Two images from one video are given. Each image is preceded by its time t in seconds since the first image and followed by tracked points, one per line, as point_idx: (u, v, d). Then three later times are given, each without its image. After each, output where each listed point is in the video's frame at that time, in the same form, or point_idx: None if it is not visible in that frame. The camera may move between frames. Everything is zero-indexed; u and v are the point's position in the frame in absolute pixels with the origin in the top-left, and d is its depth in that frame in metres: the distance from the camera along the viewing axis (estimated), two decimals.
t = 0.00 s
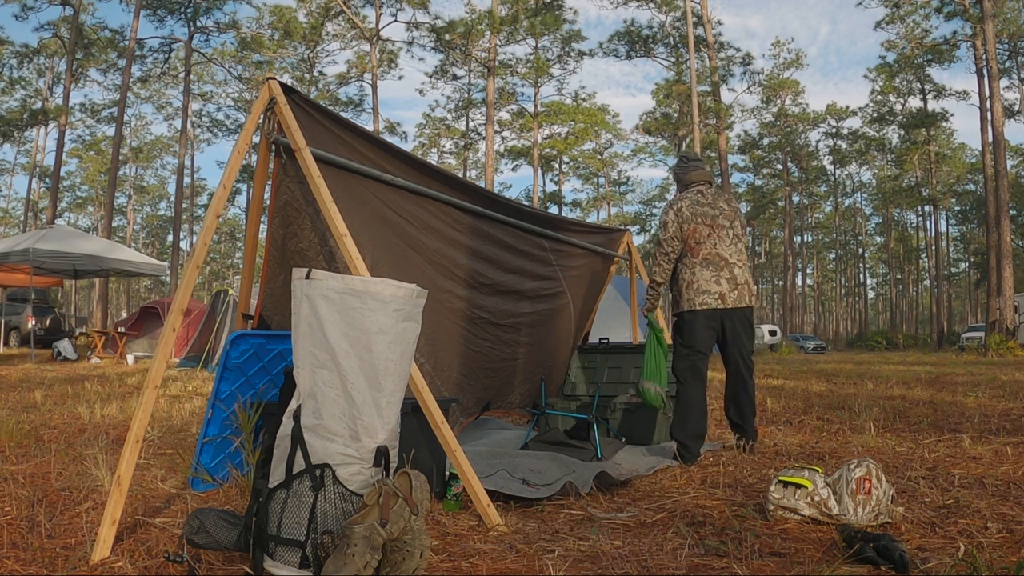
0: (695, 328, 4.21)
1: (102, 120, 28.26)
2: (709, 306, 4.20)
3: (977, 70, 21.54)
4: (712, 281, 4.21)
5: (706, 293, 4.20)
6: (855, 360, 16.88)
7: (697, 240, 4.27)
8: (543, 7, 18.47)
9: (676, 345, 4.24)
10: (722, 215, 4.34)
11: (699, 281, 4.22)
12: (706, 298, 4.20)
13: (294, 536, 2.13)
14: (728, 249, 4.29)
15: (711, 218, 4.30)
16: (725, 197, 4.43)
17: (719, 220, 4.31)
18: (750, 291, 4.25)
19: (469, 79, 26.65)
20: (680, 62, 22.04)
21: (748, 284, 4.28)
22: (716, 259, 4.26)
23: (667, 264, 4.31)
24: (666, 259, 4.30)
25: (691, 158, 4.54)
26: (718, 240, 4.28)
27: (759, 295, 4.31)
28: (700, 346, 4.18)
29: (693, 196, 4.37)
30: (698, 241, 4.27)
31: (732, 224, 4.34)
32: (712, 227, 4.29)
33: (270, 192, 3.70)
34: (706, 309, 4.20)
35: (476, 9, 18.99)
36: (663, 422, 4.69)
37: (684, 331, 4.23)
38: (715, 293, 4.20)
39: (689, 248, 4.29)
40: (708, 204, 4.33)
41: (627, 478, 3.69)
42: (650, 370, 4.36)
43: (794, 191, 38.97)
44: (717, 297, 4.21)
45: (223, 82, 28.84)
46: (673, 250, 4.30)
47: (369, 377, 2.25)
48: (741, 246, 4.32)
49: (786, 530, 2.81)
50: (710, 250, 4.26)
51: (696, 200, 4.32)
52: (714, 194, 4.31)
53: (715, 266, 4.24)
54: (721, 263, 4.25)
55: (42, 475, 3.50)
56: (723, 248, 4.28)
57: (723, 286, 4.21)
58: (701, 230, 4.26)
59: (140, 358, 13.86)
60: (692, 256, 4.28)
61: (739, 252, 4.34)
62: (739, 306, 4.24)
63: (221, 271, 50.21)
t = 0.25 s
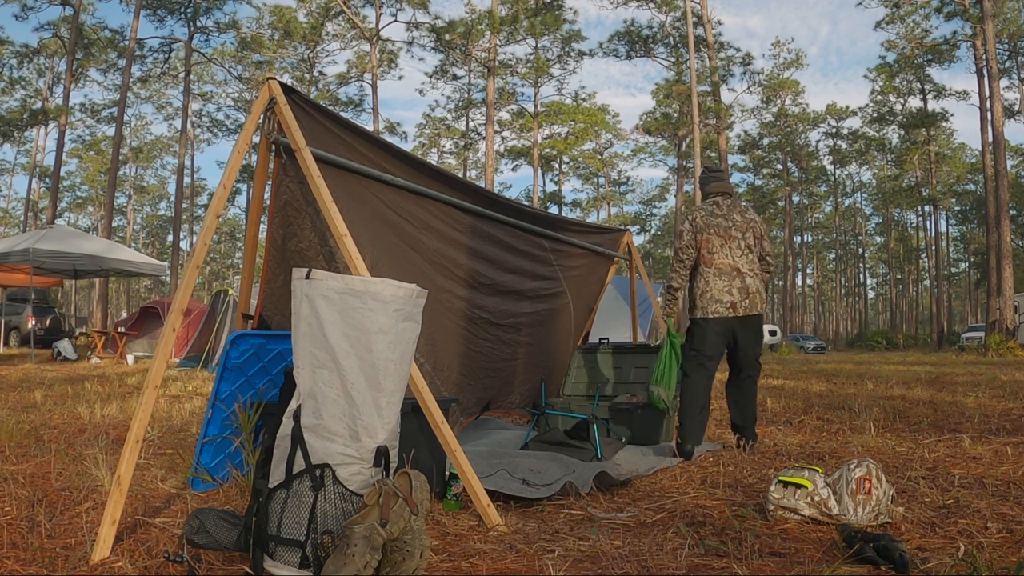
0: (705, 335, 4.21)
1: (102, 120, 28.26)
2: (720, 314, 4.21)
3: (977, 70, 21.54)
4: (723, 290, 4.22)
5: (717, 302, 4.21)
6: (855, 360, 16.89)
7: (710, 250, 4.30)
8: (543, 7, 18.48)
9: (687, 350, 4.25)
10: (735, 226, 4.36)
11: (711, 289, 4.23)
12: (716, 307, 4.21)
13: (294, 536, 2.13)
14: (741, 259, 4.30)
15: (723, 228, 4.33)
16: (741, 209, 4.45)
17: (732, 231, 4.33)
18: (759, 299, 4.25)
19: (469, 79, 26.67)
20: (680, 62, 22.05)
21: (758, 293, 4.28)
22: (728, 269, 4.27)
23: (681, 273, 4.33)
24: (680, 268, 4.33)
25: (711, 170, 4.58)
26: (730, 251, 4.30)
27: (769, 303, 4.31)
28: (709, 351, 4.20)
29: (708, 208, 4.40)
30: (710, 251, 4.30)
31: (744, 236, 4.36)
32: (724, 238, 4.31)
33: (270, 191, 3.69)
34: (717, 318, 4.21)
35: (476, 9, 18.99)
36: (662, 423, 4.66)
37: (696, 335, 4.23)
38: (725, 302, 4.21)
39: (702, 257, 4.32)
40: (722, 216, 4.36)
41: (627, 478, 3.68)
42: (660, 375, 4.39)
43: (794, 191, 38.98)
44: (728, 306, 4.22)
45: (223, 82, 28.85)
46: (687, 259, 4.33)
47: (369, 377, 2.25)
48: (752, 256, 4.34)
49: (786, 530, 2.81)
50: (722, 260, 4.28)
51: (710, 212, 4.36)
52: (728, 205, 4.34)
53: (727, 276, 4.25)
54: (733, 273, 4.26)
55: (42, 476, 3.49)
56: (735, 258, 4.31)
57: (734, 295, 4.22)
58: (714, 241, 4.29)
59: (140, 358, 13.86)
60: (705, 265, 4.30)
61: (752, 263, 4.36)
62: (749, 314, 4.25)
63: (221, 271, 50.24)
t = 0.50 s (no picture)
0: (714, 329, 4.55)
1: (102, 121, 28.26)
2: (722, 309, 4.45)
3: (977, 70, 21.54)
4: (726, 286, 4.45)
5: (719, 297, 4.46)
6: (854, 360, 16.89)
7: (717, 249, 4.54)
8: (543, 7, 18.49)
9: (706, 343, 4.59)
10: (742, 226, 4.54)
11: (715, 285, 4.48)
12: (719, 302, 4.46)
13: (294, 537, 2.13)
14: (747, 257, 4.49)
15: (729, 228, 4.54)
16: (753, 210, 4.61)
17: (740, 230, 4.53)
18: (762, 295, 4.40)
19: (469, 79, 26.68)
20: (680, 62, 22.05)
21: (762, 290, 4.42)
22: (734, 267, 4.48)
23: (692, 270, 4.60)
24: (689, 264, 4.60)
25: (730, 173, 4.78)
26: (737, 249, 4.50)
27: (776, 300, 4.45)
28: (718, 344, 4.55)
29: (718, 210, 4.62)
30: (716, 249, 4.54)
31: (751, 236, 4.53)
32: (731, 237, 4.53)
33: (270, 192, 3.70)
34: (720, 311, 4.47)
35: (476, 9, 18.99)
36: (661, 423, 4.66)
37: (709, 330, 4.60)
38: (727, 297, 4.45)
39: (710, 255, 4.57)
40: (730, 216, 4.56)
41: (627, 478, 3.69)
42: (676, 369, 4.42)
43: (794, 191, 38.99)
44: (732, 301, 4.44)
45: (223, 82, 28.85)
46: (697, 256, 4.60)
47: (370, 376, 2.25)
48: (760, 255, 4.49)
49: (786, 530, 2.81)
50: (726, 258, 4.50)
51: (719, 213, 4.58)
52: (737, 206, 4.54)
53: (732, 273, 4.45)
54: (739, 270, 4.46)
55: (42, 476, 3.50)
56: (742, 256, 4.50)
57: (736, 291, 4.44)
58: (720, 240, 4.54)
59: (140, 358, 13.86)
60: (711, 263, 4.54)
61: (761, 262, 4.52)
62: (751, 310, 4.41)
63: (221, 271, 50.26)
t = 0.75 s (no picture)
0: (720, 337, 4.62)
1: (102, 121, 28.25)
2: (723, 320, 4.53)
3: (977, 70, 21.54)
4: (727, 300, 4.52)
5: (720, 309, 4.54)
6: (854, 360, 16.90)
7: (719, 263, 4.61)
8: (543, 7, 18.49)
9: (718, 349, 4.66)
10: (743, 241, 4.59)
11: (717, 297, 4.56)
12: (720, 314, 4.54)
13: (294, 536, 2.13)
14: (747, 271, 4.53)
15: (731, 244, 4.59)
16: (755, 225, 4.64)
17: (741, 245, 4.58)
18: (762, 308, 4.43)
19: (468, 79, 26.65)
20: (680, 62, 22.04)
21: (761, 302, 4.46)
22: (734, 280, 4.54)
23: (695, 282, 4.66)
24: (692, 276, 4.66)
25: (735, 186, 4.81)
26: (738, 263, 4.55)
27: (777, 310, 4.47)
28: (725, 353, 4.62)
29: (720, 225, 4.67)
30: (718, 263, 4.61)
31: (752, 250, 4.57)
32: (733, 252, 4.58)
33: (271, 191, 3.70)
34: (722, 323, 4.55)
35: (476, 9, 18.98)
36: (660, 423, 4.64)
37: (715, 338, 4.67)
38: (727, 310, 4.52)
39: (713, 269, 4.64)
40: (733, 231, 4.61)
41: (627, 478, 3.68)
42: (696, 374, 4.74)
43: (794, 191, 38.99)
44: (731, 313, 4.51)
45: (223, 82, 28.85)
46: (700, 268, 4.67)
47: (369, 376, 2.25)
48: (760, 268, 4.52)
49: (785, 530, 2.81)
50: (728, 272, 4.56)
51: (722, 228, 4.64)
52: (739, 221, 4.59)
53: (733, 286, 4.52)
54: (739, 284, 4.52)
55: (41, 476, 3.49)
56: (743, 269, 4.55)
57: (735, 304, 4.50)
58: (722, 254, 4.60)
59: (140, 358, 13.85)
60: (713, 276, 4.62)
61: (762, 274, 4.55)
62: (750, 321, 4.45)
63: (221, 270, 50.28)
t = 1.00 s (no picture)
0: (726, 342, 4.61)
1: (102, 121, 28.24)
2: (725, 325, 4.53)
3: (977, 70, 21.54)
4: (729, 307, 4.50)
5: (722, 315, 4.53)
6: (854, 360, 16.90)
7: (721, 270, 4.59)
8: (543, 7, 18.49)
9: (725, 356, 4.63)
10: (744, 249, 4.59)
11: (719, 304, 4.54)
12: (722, 318, 4.54)
13: (294, 536, 2.13)
14: (749, 278, 4.52)
15: (733, 252, 4.58)
16: (756, 234, 4.64)
17: (743, 253, 4.57)
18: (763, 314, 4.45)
19: (468, 79, 26.63)
20: (680, 61, 22.03)
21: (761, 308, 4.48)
22: (736, 287, 4.52)
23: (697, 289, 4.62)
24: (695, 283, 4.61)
25: (734, 194, 4.81)
26: (739, 270, 4.54)
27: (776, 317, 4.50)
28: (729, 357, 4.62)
29: (722, 233, 4.66)
30: (720, 270, 4.59)
31: (753, 258, 4.58)
32: (735, 259, 4.57)
33: (271, 191, 3.70)
34: (724, 327, 4.55)
35: (476, 9, 18.98)
36: (660, 423, 4.64)
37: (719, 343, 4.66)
38: (730, 316, 4.50)
39: (714, 275, 4.61)
40: (735, 240, 4.60)
41: (627, 478, 3.68)
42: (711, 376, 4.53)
43: (794, 191, 38.98)
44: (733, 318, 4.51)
45: (223, 82, 28.85)
46: (703, 275, 4.62)
47: (369, 376, 2.25)
48: (760, 276, 4.53)
49: (786, 530, 2.81)
50: (730, 279, 4.54)
51: (723, 236, 4.63)
52: (741, 229, 4.59)
53: (735, 293, 4.51)
54: (741, 291, 4.50)
55: (41, 476, 3.49)
56: (744, 277, 4.53)
57: (737, 310, 4.49)
58: (724, 262, 4.58)
59: (140, 357, 13.85)
60: (715, 283, 4.59)
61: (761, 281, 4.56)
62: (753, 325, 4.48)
63: (221, 270, 50.29)
